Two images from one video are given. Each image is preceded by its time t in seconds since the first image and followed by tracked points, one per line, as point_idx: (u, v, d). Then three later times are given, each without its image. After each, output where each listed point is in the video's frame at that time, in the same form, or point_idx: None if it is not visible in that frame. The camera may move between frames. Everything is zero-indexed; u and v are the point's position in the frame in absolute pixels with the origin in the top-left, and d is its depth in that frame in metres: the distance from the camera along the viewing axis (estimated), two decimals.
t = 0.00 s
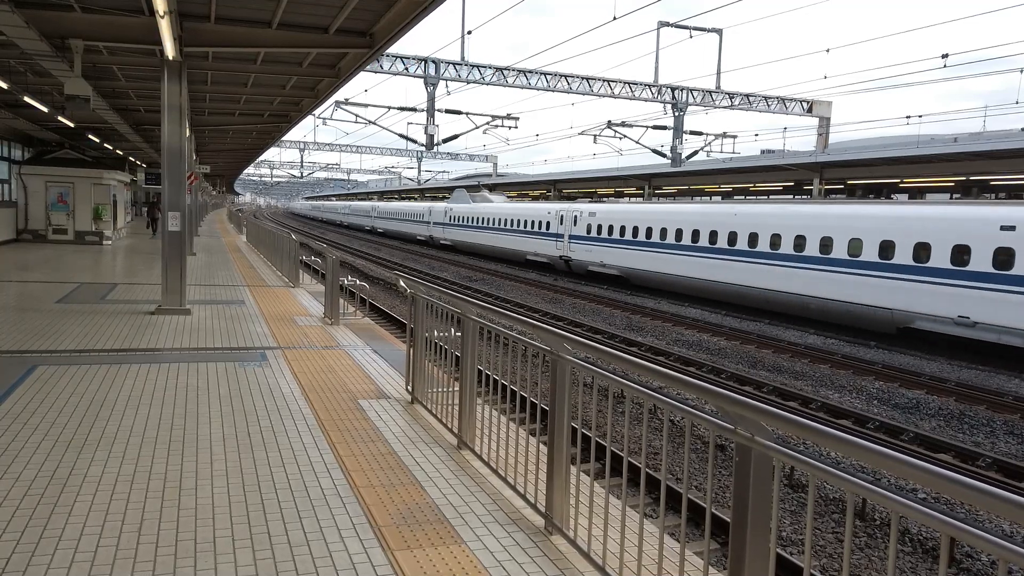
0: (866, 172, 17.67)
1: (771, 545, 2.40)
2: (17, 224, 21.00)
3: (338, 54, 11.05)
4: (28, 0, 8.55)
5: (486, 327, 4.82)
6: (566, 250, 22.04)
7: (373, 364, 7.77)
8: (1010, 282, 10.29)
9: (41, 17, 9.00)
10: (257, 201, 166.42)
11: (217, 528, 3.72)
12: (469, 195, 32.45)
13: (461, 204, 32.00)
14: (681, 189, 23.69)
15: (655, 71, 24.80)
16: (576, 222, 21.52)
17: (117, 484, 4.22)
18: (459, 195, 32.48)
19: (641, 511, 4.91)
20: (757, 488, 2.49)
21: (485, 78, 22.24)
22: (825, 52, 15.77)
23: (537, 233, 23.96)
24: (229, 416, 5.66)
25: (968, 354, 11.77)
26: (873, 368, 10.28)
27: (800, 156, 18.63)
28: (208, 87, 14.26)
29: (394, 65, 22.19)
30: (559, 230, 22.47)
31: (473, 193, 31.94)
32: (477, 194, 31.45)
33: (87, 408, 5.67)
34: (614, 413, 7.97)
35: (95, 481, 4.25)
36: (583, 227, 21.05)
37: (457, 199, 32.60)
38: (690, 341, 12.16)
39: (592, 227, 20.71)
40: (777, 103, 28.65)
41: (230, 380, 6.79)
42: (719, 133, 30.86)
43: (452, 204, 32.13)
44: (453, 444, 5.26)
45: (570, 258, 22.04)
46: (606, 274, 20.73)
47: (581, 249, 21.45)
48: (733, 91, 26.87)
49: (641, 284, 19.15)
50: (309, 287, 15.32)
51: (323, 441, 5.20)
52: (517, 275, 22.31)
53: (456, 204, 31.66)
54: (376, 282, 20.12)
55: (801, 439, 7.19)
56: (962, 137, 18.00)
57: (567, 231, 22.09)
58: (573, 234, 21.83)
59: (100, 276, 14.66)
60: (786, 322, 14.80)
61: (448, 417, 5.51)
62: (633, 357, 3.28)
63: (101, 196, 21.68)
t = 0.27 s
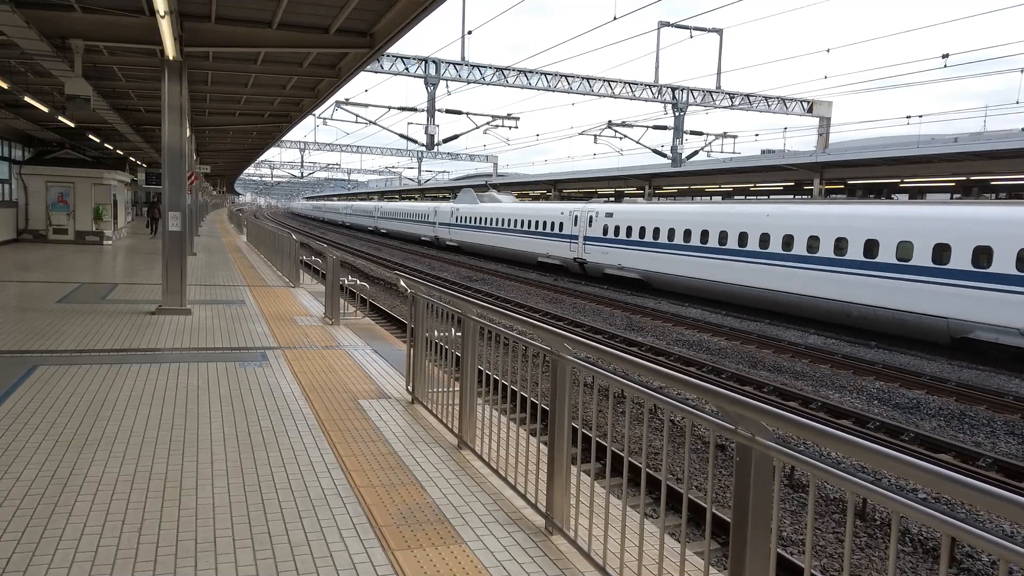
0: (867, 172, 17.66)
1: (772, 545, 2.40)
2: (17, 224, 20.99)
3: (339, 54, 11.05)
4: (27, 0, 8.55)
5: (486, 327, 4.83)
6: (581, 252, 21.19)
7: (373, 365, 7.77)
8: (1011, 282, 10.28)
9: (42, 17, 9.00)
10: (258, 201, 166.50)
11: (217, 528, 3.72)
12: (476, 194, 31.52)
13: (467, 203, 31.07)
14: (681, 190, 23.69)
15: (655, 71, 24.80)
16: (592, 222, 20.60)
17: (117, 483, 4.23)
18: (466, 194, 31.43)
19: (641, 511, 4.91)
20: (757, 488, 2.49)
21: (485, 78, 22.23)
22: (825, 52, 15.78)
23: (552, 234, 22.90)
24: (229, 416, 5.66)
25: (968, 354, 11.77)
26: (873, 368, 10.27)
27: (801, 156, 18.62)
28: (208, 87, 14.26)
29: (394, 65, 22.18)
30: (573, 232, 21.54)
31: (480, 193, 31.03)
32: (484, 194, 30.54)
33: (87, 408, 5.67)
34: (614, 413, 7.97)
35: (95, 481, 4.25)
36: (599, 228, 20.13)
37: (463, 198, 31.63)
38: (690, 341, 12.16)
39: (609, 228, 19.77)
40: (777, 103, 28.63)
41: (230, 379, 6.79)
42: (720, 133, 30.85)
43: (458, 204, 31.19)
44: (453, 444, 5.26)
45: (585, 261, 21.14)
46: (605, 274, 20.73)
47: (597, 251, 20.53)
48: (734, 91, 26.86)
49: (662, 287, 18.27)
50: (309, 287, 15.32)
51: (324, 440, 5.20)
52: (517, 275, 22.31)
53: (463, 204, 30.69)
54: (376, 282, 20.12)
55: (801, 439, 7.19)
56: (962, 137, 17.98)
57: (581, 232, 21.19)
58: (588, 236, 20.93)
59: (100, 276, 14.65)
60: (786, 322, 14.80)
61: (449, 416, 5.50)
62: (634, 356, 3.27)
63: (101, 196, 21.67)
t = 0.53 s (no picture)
0: (867, 172, 17.66)
1: (772, 545, 2.40)
2: (17, 224, 20.98)
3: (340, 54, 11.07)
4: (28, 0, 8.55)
5: (486, 327, 4.83)
6: (596, 255, 20.46)
7: (374, 365, 7.77)
8: (1011, 282, 10.28)
9: (42, 17, 9.00)
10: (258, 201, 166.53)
11: (218, 528, 3.72)
12: (483, 194, 30.84)
13: (474, 203, 30.37)
14: (681, 189, 23.71)
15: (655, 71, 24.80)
16: (608, 223, 19.84)
17: (117, 483, 4.23)
18: (474, 194, 30.70)
19: (642, 511, 4.92)
20: (757, 488, 2.49)
21: (485, 78, 22.24)
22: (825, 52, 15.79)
23: (560, 235, 22.50)
24: (230, 416, 5.66)
25: (968, 354, 11.77)
26: (874, 368, 10.27)
27: (801, 156, 18.63)
28: (208, 87, 14.27)
29: (394, 65, 22.18)
30: (589, 233, 20.74)
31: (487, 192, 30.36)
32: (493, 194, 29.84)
33: (87, 408, 5.68)
34: (615, 413, 7.98)
35: (95, 481, 4.25)
36: (617, 229, 19.33)
37: (469, 198, 30.95)
38: (691, 341, 12.16)
39: (627, 229, 18.96)
40: (778, 103, 28.62)
41: (231, 379, 6.80)
42: (720, 133, 30.84)
43: (466, 204, 30.50)
44: (453, 444, 5.26)
45: (602, 263, 20.35)
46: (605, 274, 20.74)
47: (614, 253, 19.74)
48: (734, 91, 26.87)
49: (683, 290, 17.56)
50: (309, 287, 15.33)
51: (324, 440, 5.20)
52: (517, 275, 22.33)
53: (470, 204, 29.98)
54: (376, 282, 20.14)
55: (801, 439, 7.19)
56: (962, 137, 17.97)
57: (597, 233, 20.45)
58: (605, 237, 20.14)
59: (101, 276, 14.66)
60: (786, 322, 14.81)
61: (449, 416, 5.51)
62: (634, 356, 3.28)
63: (101, 196, 21.68)
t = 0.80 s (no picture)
0: (868, 172, 17.66)
1: (772, 545, 2.40)
2: (18, 224, 20.98)
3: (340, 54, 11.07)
4: (28, 1, 8.55)
5: (486, 328, 4.84)
6: (612, 257, 19.66)
7: (374, 365, 7.77)
8: (1011, 282, 10.28)
9: (42, 17, 9.00)
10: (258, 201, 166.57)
11: (218, 528, 3.72)
12: (490, 192, 30.21)
13: (482, 203, 29.60)
14: (682, 189, 23.71)
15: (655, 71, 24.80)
16: (626, 223, 19.05)
17: (118, 483, 4.24)
18: (481, 192, 30.04)
19: (642, 511, 4.92)
20: (758, 488, 2.49)
21: (485, 78, 22.24)
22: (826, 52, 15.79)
23: (560, 235, 22.50)
24: (231, 416, 5.66)
25: (968, 354, 11.77)
26: (874, 368, 10.27)
27: (801, 156, 18.63)
28: (208, 87, 14.27)
29: (395, 65, 22.18)
30: (604, 234, 19.93)
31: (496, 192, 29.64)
32: (501, 194, 29.18)
33: (88, 408, 5.68)
34: (615, 413, 7.98)
35: (94, 481, 4.26)
36: (635, 229, 18.56)
37: (477, 197, 30.20)
38: (691, 341, 12.16)
39: (646, 230, 18.16)
40: (778, 103, 28.61)
41: (231, 380, 6.80)
42: (721, 133, 30.85)
43: (474, 204, 29.86)
44: (453, 444, 5.26)
45: (619, 266, 19.52)
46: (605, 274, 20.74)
47: (632, 255, 18.91)
48: (734, 91, 26.88)
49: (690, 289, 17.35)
50: (310, 287, 15.33)
51: (324, 440, 5.20)
52: (518, 275, 22.33)
53: (477, 204, 29.44)
54: (376, 282, 20.14)
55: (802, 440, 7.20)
56: (963, 137, 17.96)
57: (613, 234, 19.66)
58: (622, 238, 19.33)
59: (101, 276, 14.66)
60: (787, 322, 14.80)
61: (450, 416, 5.51)
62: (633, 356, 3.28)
63: (102, 196, 21.68)
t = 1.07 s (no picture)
0: (868, 172, 17.65)
1: (773, 544, 2.40)
2: (18, 224, 20.98)
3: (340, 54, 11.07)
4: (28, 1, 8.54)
5: (486, 328, 4.84)
6: (630, 260, 18.90)
7: (374, 365, 7.76)
8: (1010, 282, 10.28)
9: (42, 17, 9.00)
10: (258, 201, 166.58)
11: (218, 528, 3.73)
12: (498, 191, 29.60)
13: (489, 203, 29.00)
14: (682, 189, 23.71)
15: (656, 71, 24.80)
16: (645, 225, 18.31)
17: (117, 483, 4.24)
18: (489, 191, 29.43)
19: (642, 511, 4.92)
20: (758, 488, 2.49)
21: (486, 78, 22.24)
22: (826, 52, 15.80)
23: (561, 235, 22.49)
24: (231, 416, 5.65)
25: (968, 354, 11.77)
26: (874, 368, 10.26)
27: (801, 156, 18.62)
28: (209, 87, 14.26)
29: (395, 65, 22.18)
30: (622, 235, 19.16)
31: (503, 191, 29.03)
32: (509, 193, 28.54)
33: (88, 408, 5.68)
34: (615, 413, 7.98)
35: (94, 481, 4.25)
36: (655, 231, 17.82)
37: (485, 197, 29.58)
38: (691, 341, 12.16)
39: (667, 231, 17.45)
40: (778, 103, 28.60)
41: (232, 380, 6.79)
42: (721, 133, 30.84)
43: (481, 204, 29.27)
44: (453, 444, 5.26)
45: (637, 269, 18.78)
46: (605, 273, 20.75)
47: (651, 257, 18.17)
48: (734, 91, 26.88)
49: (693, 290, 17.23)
50: (310, 287, 15.32)
51: (325, 440, 5.20)
52: (518, 275, 22.32)
53: (485, 204, 28.90)
54: (376, 281, 20.14)
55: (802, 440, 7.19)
56: (963, 136, 17.95)
57: (631, 236, 18.90)
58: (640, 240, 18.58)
59: (101, 276, 14.65)
60: (787, 322, 14.79)
61: (450, 416, 5.51)
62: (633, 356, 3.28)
63: (102, 196, 21.67)
